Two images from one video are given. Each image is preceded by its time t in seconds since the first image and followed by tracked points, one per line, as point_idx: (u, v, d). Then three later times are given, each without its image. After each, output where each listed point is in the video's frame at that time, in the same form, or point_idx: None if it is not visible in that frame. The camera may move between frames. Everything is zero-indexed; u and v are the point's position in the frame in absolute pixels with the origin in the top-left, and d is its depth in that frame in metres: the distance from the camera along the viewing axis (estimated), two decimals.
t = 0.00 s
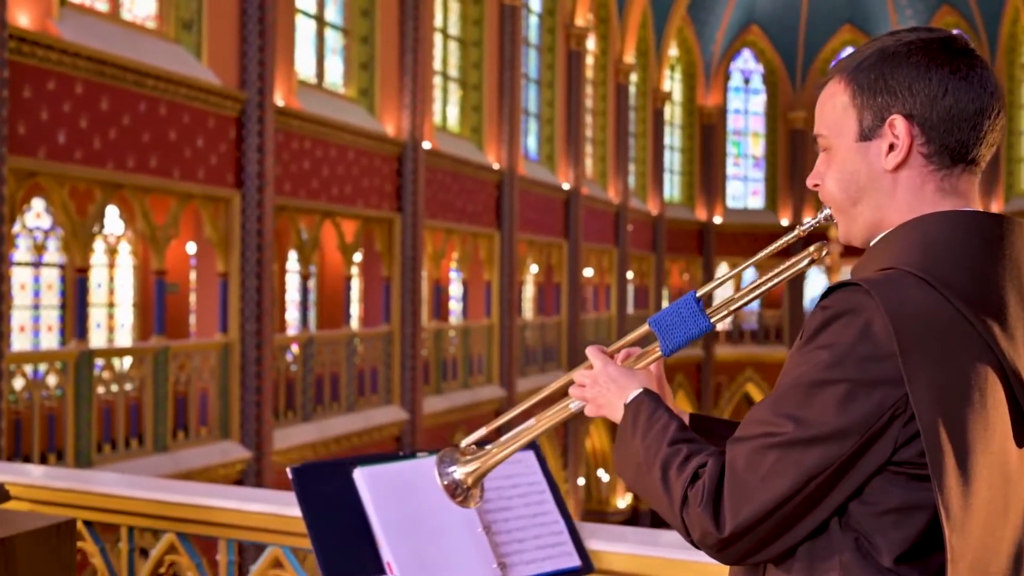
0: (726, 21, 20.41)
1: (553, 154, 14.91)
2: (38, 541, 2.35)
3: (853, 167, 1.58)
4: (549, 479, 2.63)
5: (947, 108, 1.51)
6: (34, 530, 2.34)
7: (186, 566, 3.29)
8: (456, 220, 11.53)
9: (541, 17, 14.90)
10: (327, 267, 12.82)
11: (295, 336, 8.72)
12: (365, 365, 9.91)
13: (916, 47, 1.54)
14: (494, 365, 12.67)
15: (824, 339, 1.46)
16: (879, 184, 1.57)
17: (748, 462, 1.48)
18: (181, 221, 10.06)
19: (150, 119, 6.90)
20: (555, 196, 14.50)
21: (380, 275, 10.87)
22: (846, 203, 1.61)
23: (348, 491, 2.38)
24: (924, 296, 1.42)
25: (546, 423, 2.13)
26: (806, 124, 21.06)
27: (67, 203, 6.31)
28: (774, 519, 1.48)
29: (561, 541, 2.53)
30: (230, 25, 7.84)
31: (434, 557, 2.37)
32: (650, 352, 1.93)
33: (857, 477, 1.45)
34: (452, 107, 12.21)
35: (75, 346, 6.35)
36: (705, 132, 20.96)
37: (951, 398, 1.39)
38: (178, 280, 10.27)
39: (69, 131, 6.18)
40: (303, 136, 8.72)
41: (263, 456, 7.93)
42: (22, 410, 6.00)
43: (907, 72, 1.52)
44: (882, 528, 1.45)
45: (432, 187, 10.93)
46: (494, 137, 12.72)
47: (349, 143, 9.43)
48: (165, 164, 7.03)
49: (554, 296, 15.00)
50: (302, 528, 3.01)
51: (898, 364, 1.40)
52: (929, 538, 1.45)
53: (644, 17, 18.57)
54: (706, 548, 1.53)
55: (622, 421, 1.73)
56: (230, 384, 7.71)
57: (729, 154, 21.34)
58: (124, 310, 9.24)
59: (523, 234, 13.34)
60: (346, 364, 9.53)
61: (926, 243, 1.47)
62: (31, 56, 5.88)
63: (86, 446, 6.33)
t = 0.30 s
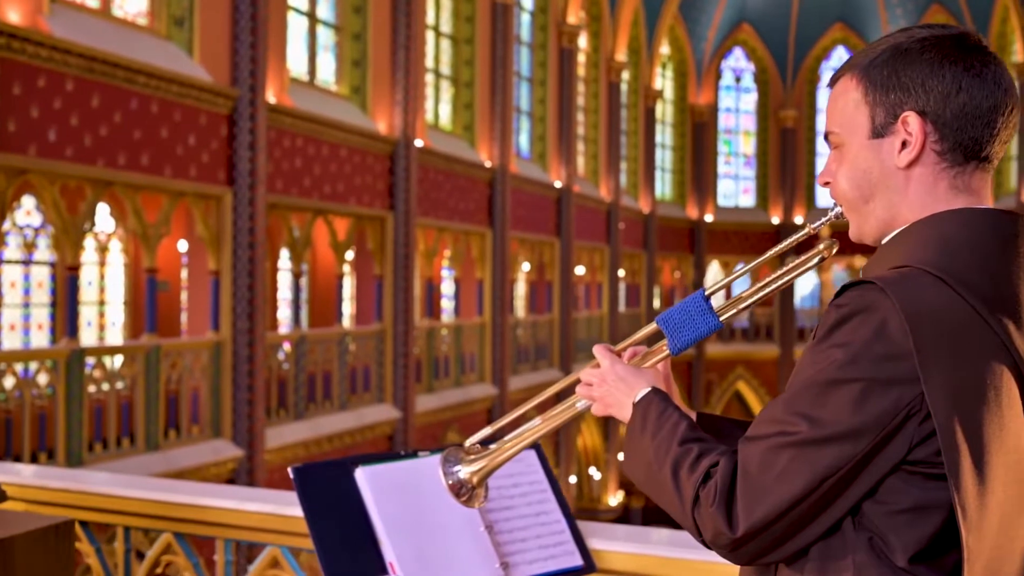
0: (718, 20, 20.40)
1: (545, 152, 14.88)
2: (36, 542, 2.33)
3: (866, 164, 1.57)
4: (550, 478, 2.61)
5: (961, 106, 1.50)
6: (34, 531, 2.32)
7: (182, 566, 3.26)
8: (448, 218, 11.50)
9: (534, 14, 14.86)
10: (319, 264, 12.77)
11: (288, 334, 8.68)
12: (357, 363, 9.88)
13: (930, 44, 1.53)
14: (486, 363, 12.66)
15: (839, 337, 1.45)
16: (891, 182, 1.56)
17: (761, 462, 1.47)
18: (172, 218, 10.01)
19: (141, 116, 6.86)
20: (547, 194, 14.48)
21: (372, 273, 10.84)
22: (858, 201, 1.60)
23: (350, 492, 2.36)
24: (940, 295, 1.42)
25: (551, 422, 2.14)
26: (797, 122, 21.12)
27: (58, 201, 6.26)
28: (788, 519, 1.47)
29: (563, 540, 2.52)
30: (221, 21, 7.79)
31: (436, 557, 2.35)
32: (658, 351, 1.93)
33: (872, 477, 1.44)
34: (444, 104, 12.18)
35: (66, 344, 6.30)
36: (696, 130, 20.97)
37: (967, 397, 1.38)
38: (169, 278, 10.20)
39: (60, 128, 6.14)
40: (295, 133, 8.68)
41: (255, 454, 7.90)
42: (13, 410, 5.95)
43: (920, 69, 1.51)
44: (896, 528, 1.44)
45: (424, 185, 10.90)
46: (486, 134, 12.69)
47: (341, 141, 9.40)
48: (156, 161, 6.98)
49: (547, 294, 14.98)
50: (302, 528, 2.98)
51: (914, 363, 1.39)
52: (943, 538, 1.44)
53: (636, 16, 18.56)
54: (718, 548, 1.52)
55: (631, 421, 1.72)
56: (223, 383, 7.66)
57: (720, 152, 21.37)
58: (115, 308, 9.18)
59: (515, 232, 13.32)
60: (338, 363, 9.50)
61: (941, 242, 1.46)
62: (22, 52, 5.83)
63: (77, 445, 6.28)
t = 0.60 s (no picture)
0: (709, 18, 20.42)
1: (537, 151, 14.88)
2: (34, 542, 2.31)
3: (875, 162, 1.56)
4: (550, 477, 2.60)
5: (972, 103, 1.49)
6: (31, 532, 2.30)
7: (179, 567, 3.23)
8: (440, 216, 11.47)
9: (525, 12, 14.82)
10: (311, 262, 12.71)
11: (279, 333, 8.64)
12: (349, 361, 9.84)
13: (940, 41, 1.52)
14: (479, 362, 12.63)
15: (850, 336, 1.44)
16: (900, 179, 1.55)
17: (772, 462, 1.46)
18: (165, 216, 9.95)
19: (132, 114, 6.82)
20: (539, 192, 14.46)
21: (365, 271, 10.81)
22: (867, 198, 1.58)
23: (350, 491, 2.34)
24: (953, 293, 1.41)
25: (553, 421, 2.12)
26: (789, 120, 21.15)
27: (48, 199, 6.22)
28: (798, 519, 1.46)
29: (564, 539, 2.50)
30: (213, 18, 7.75)
31: (436, 556, 2.34)
32: (662, 350, 1.91)
33: (884, 476, 1.43)
34: (436, 102, 12.14)
35: (57, 343, 6.25)
36: (688, 128, 21.00)
37: (980, 396, 1.37)
38: (161, 276, 10.14)
39: (50, 125, 6.10)
40: (286, 131, 8.64)
41: (247, 453, 7.87)
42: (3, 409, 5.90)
43: (930, 65, 1.50)
44: (908, 527, 1.43)
45: (416, 183, 10.87)
46: (478, 132, 12.66)
47: (332, 139, 9.37)
48: (147, 159, 6.95)
49: (539, 293, 14.97)
50: (300, 528, 2.96)
51: (927, 362, 1.39)
52: (953, 539, 1.43)
53: (628, 14, 18.55)
54: (728, 548, 1.51)
55: (637, 420, 1.71)
56: (214, 382, 7.62)
57: (712, 151, 21.39)
58: (106, 306, 9.12)
59: (507, 230, 13.30)
60: (330, 361, 9.47)
61: (951, 240, 1.46)
62: (12, 49, 5.78)
63: (68, 443, 6.24)
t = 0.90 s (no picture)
0: (699, 17, 20.43)
1: (527, 149, 14.87)
2: (30, 542, 2.29)
3: (883, 159, 1.55)
4: (548, 475, 2.58)
5: (981, 100, 1.48)
6: (26, 533, 2.28)
7: (174, 567, 3.21)
8: (431, 214, 11.45)
9: (516, 10, 14.80)
10: (301, 260, 12.66)
11: (270, 331, 8.62)
12: (340, 360, 9.81)
13: (949, 37, 1.51)
14: (469, 360, 12.62)
15: (860, 335, 1.43)
16: (909, 177, 1.54)
17: (781, 461, 1.46)
18: (154, 215, 9.90)
19: (122, 111, 6.78)
20: (529, 191, 14.44)
21: (356, 269, 10.79)
22: (875, 195, 1.57)
23: (349, 492, 2.33)
24: (963, 292, 1.40)
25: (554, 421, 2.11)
26: (778, 119, 21.19)
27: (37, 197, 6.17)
28: (807, 519, 1.46)
29: (564, 538, 2.49)
30: (203, 16, 7.71)
31: (437, 556, 2.33)
32: (666, 349, 1.90)
33: (894, 475, 1.42)
34: (427, 100, 12.12)
35: (46, 342, 6.20)
36: (678, 127, 21.01)
37: (991, 394, 1.37)
38: (150, 274, 10.08)
39: (40, 123, 6.05)
40: (277, 129, 8.60)
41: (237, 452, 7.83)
42: None
43: (939, 63, 1.50)
44: (918, 527, 1.42)
45: (407, 181, 10.85)
46: (468, 130, 12.63)
47: (323, 137, 9.34)
48: (137, 157, 6.91)
49: (529, 291, 14.96)
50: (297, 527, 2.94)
51: (938, 360, 1.38)
52: (964, 538, 1.43)
53: (619, 12, 18.54)
54: (737, 548, 1.51)
55: (643, 419, 1.70)
56: (205, 380, 7.58)
57: (701, 149, 21.41)
58: (95, 304, 9.06)
59: (497, 228, 13.27)
60: (321, 360, 9.44)
61: (963, 237, 1.45)
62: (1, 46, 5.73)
63: (57, 443, 6.20)
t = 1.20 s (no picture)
0: (688, 16, 20.46)
1: (517, 147, 14.84)
2: (25, 544, 2.27)
3: (889, 157, 1.55)
4: (546, 473, 2.57)
5: (989, 98, 1.48)
6: (21, 535, 2.26)
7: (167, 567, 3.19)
8: (421, 213, 11.42)
9: (506, 9, 14.76)
10: (290, 259, 12.60)
11: (259, 330, 8.58)
12: (329, 359, 9.77)
13: (955, 36, 1.51)
14: (459, 359, 12.60)
15: (867, 333, 1.43)
16: (914, 175, 1.54)
17: (787, 460, 1.45)
18: (143, 213, 9.83)
19: (110, 109, 6.73)
20: (519, 189, 14.42)
21: (345, 268, 10.77)
22: (881, 194, 1.57)
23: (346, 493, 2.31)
24: (972, 291, 1.40)
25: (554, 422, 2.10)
26: (767, 118, 21.23)
27: (25, 195, 6.12)
28: (814, 519, 1.45)
29: (562, 538, 2.48)
30: (192, 13, 7.66)
31: (436, 556, 2.31)
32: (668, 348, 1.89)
33: (902, 473, 1.42)
34: (416, 99, 12.10)
35: (34, 341, 6.15)
36: (667, 125, 21.02)
37: (1000, 393, 1.37)
38: (139, 273, 10.00)
39: (27, 120, 6.00)
40: (266, 127, 8.56)
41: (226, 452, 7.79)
42: None
43: (946, 61, 1.49)
44: (925, 526, 1.42)
45: (396, 179, 10.83)
46: (458, 129, 12.60)
47: (313, 135, 9.30)
48: (126, 154, 6.86)
49: (519, 290, 14.94)
50: (292, 527, 2.92)
51: (946, 359, 1.38)
52: (971, 537, 1.43)
53: (608, 11, 18.53)
54: (743, 548, 1.50)
55: (647, 419, 1.69)
56: (194, 379, 7.54)
57: (691, 148, 21.43)
58: (83, 303, 8.99)
59: (486, 226, 13.24)
60: (310, 358, 9.40)
61: (971, 236, 1.45)
62: None
63: (45, 442, 6.15)
